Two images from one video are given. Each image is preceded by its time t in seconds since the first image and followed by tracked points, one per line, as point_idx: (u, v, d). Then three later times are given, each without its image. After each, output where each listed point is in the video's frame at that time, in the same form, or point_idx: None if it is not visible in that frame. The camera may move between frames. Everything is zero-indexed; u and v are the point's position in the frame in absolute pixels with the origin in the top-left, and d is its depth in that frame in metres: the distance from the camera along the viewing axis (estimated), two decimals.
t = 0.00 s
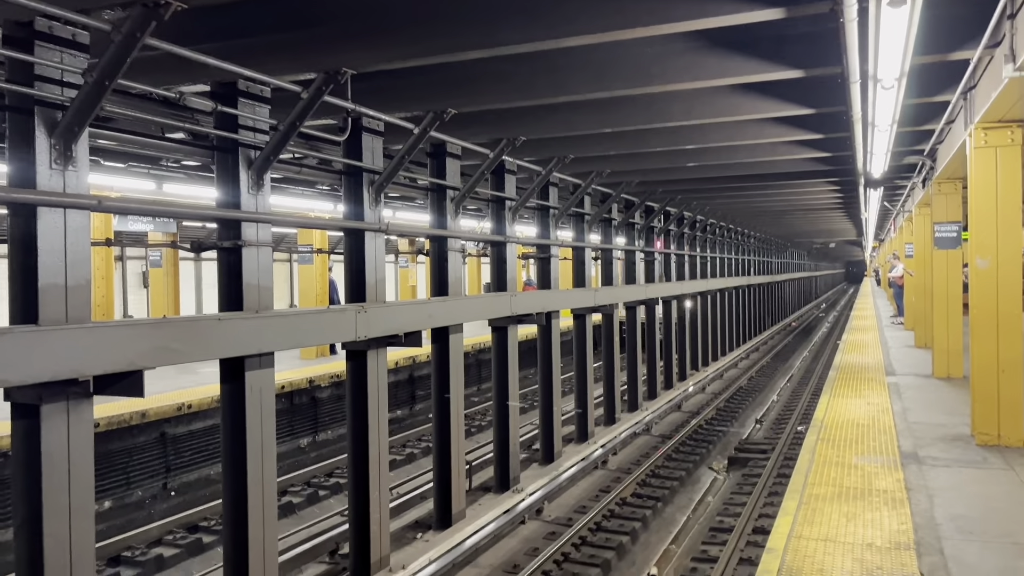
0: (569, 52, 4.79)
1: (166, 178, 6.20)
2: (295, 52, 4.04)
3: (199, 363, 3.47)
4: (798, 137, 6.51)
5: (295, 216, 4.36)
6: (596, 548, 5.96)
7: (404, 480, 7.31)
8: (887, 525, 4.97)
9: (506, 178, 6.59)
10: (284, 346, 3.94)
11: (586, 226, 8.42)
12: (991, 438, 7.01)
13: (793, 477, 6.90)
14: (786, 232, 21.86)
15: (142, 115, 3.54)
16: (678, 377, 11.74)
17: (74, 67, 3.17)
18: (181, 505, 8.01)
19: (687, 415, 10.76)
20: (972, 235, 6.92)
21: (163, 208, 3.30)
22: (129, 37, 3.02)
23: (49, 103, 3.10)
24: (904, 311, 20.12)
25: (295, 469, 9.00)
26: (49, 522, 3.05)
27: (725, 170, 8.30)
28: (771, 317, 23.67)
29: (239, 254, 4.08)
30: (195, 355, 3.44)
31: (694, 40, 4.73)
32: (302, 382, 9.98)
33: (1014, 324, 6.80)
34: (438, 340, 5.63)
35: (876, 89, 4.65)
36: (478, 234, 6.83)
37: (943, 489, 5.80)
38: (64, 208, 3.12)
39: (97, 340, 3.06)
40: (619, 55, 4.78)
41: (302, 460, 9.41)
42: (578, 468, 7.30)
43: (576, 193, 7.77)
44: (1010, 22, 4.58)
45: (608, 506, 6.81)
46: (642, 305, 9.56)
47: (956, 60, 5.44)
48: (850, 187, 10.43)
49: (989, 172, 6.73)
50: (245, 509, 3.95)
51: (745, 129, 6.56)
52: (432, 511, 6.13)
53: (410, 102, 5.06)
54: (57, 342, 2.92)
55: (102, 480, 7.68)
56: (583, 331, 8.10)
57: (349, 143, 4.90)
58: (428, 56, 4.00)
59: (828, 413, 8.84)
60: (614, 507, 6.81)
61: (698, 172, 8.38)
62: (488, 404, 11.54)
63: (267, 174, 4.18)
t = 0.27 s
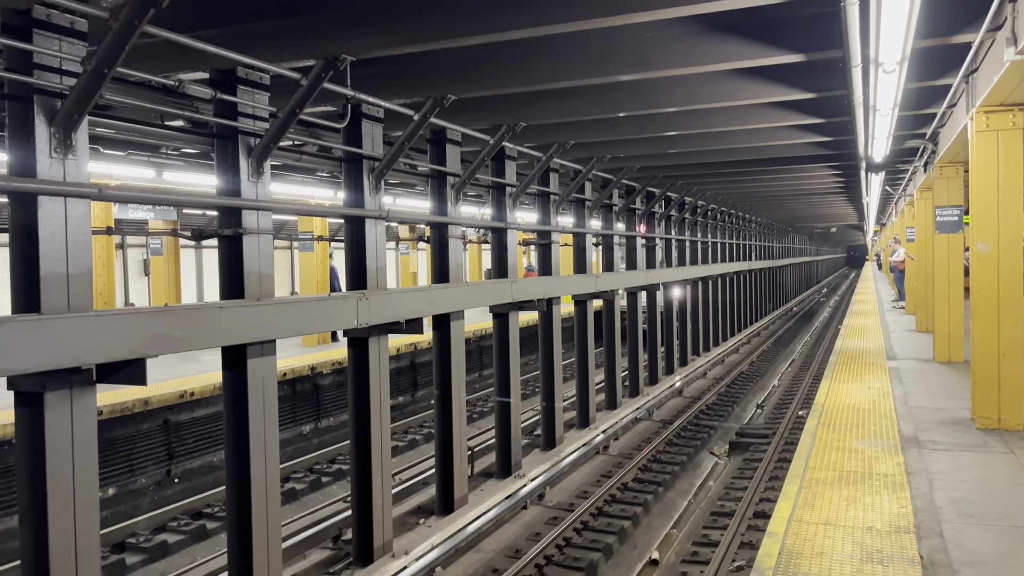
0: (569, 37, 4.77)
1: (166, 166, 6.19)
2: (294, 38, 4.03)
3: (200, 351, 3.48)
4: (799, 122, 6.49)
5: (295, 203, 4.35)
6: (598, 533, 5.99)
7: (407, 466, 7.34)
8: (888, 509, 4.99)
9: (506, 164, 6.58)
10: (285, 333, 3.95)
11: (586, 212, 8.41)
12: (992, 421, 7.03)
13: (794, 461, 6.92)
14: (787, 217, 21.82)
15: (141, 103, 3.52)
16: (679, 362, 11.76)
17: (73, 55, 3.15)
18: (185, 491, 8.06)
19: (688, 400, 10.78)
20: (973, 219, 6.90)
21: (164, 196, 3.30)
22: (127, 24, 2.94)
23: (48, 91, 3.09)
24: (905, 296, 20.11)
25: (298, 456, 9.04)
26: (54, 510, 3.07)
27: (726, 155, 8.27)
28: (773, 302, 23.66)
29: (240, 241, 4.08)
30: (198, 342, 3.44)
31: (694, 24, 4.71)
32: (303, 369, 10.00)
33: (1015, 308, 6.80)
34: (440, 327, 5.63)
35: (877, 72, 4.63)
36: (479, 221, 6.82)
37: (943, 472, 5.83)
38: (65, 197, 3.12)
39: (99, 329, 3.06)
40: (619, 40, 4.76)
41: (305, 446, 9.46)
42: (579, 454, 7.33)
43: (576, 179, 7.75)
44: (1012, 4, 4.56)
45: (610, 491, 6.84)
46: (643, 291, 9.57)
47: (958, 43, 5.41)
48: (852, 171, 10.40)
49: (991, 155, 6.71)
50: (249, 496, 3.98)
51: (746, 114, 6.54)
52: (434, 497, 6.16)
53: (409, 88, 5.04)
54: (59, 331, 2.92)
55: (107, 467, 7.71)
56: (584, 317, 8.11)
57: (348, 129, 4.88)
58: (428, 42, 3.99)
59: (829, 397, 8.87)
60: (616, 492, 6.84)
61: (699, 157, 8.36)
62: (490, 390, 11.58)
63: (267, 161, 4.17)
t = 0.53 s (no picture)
0: (570, 23, 4.75)
1: (166, 154, 6.18)
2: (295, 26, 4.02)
3: (203, 339, 3.50)
4: (800, 107, 6.47)
5: (296, 191, 4.35)
6: (599, 518, 6.03)
7: (409, 452, 7.37)
8: (887, 494, 5.02)
9: (507, 151, 6.56)
10: (287, 321, 3.96)
11: (587, 199, 8.40)
12: (991, 407, 7.04)
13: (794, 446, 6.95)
14: (788, 203, 21.78)
15: (142, 91, 3.52)
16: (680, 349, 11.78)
17: (73, 43, 3.14)
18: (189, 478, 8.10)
19: (688, 385, 10.82)
20: (974, 204, 6.89)
21: (165, 184, 3.30)
22: (126, 11, 2.93)
23: (49, 80, 3.08)
24: (906, 281, 20.11)
25: (301, 442, 9.08)
26: (60, 497, 3.10)
27: (727, 141, 8.25)
28: (774, 288, 23.66)
29: (241, 230, 4.08)
30: (200, 331, 3.46)
31: (695, 10, 4.69)
32: (305, 356, 10.03)
33: (1015, 294, 6.80)
34: (441, 315, 5.64)
35: (879, 58, 4.62)
36: (480, 208, 6.82)
37: (942, 458, 5.86)
38: (66, 185, 3.12)
39: (102, 318, 3.07)
40: (620, 26, 4.74)
41: (307, 433, 9.49)
42: (581, 439, 7.37)
43: (577, 166, 7.73)
44: None
45: (611, 476, 6.87)
46: (644, 278, 9.57)
47: (960, 28, 5.39)
48: (853, 157, 10.37)
49: (992, 141, 6.70)
50: (252, 483, 4.00)
51: (747, 100, 6.52)
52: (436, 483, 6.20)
53: (410, 76, 5.02)
54: (63, 320, 2.94)
55: (110, 454, 7.75)
56: (585, 304, 8.12)
57: (349, 117, 4.87)
58: (428, 29, 3.98)
59: (829, 383, 8.89)
60: (617, 478, 6.88)
61: (700, 143, 8.34)
62: (491, 377, 11.60)
63: (267, 149, 4.17)
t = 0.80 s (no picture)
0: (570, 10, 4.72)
1: (165, 141, 6.16)
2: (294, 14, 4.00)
3: (204, 327, 3.50)
4: (801, 95, 6.45)
5: (296, 179, 4.35)
6: (599, 505, 6.05)
7: (409, 440, 7.40)
8: (886, 481, 5.04)
9: (507, 139, 6.54)
10: (287, 309, 3.97)
11: (587, 187, 8.38)
12: (990, 395, 7.05)
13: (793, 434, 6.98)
14: (789, 191, 21.74)
15: (141, 79, 3.51)
16: (679, 337, 11.80)
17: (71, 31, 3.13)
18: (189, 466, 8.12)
19: (688, 373, 10.84)
20: (974, 192, 6.88)
21: (165, 172, 3.30)
22: None
23: (47, 68, 3.07)
24: (906, 269, 20.11)
25: (301, 430, 9.11)
26: (62, 485, 3.11)
27: (728, 129, 8.23)
28: (774, 276, 23.66)
29: (241, 218, 4.08)
30: (200, 319, 3.46)
31: None
32: (305, 344, 10.04)
33: (1015, 281, 6.81)
34: (441, 303, 5.64)
35: (880, 45, 4.60)
36: (480, 196, 6.81)
37: (941, 445, 5.88)
38: (66, 174, 3.11)
39: (103, 306, 3.08)
40: (620, 13, 4.72)
41: (308, 421, 9.52)
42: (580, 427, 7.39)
43: (578, 153, 7.71)
44: None
45: (610, 464, 6.90)
46: (644, 266, 9.57)
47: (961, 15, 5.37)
48: (854, 144, 10.35)
49: (993, 128, 6.69)
50: (253, 471, 4.02)
51: (748, 87, 6.50)
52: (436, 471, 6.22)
53: (409, 63, 5.00)
54: (63, 308, 2.94)
55: (111, 442, 7.77)
56: (585, 292, 8.12)
57: (348, 104, 4.85)
58: (428, 16, 3.96)
59: (828, 371, 8.91)
60: (616, 465, 6.90)
61: (700, 131, 8.31)
62: (491, 365, 11.62)
63: (267, 137, 4.16)
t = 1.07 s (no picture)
0: None
1: (161, 131, 6.13)
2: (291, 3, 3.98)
3: (200, 318, 3.50)
4: (799, 86, 6.43)
5: (293, 169, 4.33)
6: (596, 495, 6.08)
7: (406, 430, 7.41)
8: (881, 471, 5.06)
9: (504, 129, 6.52)
10: (284, 300, 3.97)
11: (585, 178, 8.37)
12: (986, 385, 7.07)
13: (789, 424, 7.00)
14: (786, 181, 21.73)
15: (137, 68, 3.49)
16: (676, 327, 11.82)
17: (67, 19, 3.11)
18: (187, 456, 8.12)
19: (685, 364, 10.86)
20: (971, 183, 6.89)
21: (162, 162, 3.29)
22: None
23: (43, 57, 3.06)
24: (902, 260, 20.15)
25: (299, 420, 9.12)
26: (60, 475, 3.12)
27: (725, 119, 8.22)
28: (771, 267, 23.68)
29: (238, 208, 4.07)
30: (197, 310, 3.46)
31: None
32: (303, 335, 10.04)
33: (1011, 272, 6.83)
34: (439, 294, 5.64)
35: (879, 36, 4.59)
36: (477, 187, 6.79)
37: (936, 436, 5.90)
38: (62, 163, 3.10)
39: (100, 296, 3.08)
40: (618, 4, 4.70)
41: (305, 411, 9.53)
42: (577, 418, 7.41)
43: (575, 144, 7.69)
44: None
45: (607, 454, 6.92)
46: (641, 256, 9.57)
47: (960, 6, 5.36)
48: (852, 135, 10.35)
49: (991, 119, 6.69)
50: (251, 461, 4.02)
51: (746, 78, 6.49)
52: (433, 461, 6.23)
53: (407, 53, 4.98)
54: (60, 299, 2.93)
55: (108, 432, 7.77)
56: (582, 283, 8.12)
57: (346, 94, 4.83)
58: (426, 6, 3.94)
59: (825, 361, 8.94)
60: (613, 455, 6.92)
61: (699, 121, 8.30)
62: (488, 355, 11.64)
63: (264, 127, 4.15)
